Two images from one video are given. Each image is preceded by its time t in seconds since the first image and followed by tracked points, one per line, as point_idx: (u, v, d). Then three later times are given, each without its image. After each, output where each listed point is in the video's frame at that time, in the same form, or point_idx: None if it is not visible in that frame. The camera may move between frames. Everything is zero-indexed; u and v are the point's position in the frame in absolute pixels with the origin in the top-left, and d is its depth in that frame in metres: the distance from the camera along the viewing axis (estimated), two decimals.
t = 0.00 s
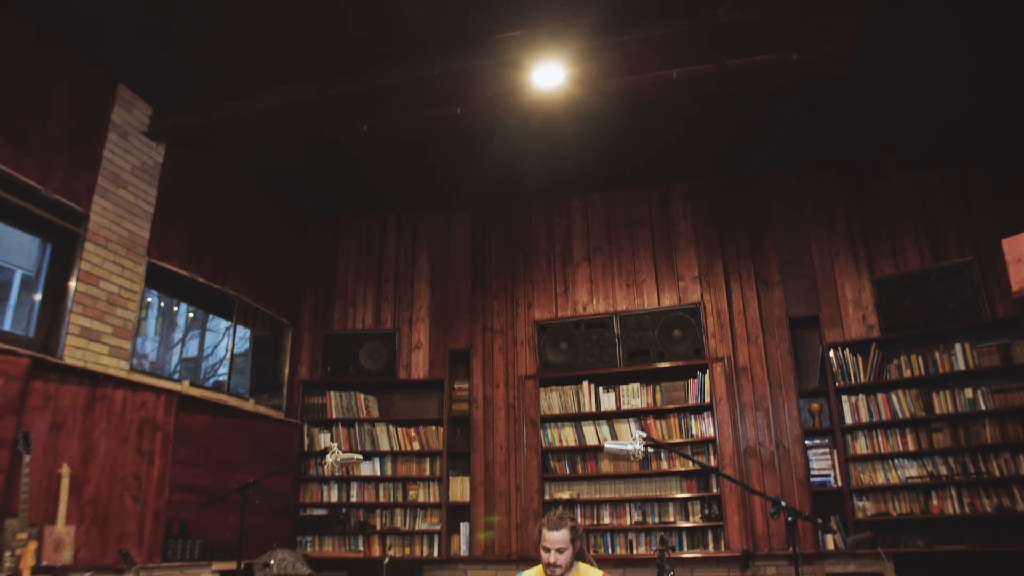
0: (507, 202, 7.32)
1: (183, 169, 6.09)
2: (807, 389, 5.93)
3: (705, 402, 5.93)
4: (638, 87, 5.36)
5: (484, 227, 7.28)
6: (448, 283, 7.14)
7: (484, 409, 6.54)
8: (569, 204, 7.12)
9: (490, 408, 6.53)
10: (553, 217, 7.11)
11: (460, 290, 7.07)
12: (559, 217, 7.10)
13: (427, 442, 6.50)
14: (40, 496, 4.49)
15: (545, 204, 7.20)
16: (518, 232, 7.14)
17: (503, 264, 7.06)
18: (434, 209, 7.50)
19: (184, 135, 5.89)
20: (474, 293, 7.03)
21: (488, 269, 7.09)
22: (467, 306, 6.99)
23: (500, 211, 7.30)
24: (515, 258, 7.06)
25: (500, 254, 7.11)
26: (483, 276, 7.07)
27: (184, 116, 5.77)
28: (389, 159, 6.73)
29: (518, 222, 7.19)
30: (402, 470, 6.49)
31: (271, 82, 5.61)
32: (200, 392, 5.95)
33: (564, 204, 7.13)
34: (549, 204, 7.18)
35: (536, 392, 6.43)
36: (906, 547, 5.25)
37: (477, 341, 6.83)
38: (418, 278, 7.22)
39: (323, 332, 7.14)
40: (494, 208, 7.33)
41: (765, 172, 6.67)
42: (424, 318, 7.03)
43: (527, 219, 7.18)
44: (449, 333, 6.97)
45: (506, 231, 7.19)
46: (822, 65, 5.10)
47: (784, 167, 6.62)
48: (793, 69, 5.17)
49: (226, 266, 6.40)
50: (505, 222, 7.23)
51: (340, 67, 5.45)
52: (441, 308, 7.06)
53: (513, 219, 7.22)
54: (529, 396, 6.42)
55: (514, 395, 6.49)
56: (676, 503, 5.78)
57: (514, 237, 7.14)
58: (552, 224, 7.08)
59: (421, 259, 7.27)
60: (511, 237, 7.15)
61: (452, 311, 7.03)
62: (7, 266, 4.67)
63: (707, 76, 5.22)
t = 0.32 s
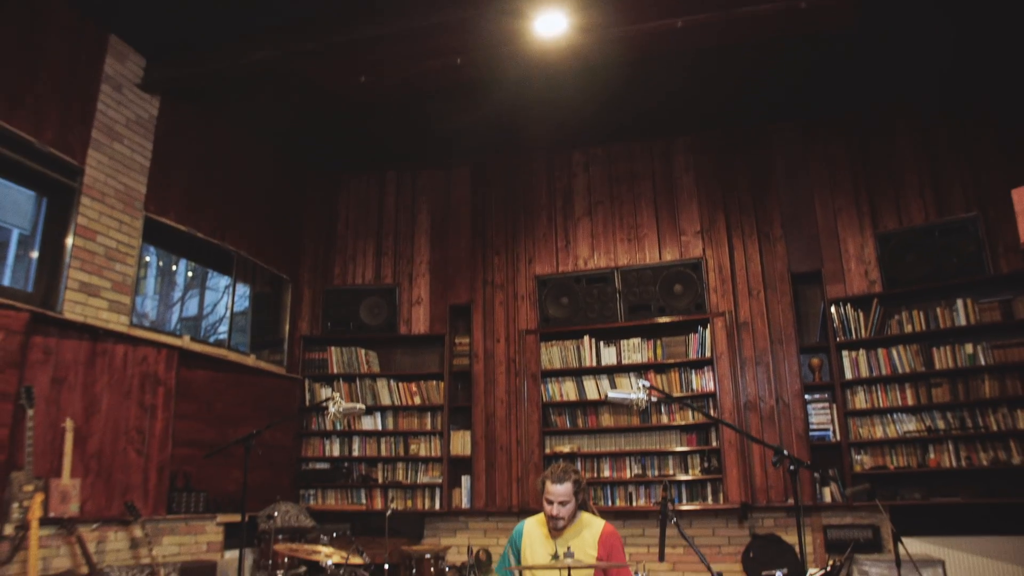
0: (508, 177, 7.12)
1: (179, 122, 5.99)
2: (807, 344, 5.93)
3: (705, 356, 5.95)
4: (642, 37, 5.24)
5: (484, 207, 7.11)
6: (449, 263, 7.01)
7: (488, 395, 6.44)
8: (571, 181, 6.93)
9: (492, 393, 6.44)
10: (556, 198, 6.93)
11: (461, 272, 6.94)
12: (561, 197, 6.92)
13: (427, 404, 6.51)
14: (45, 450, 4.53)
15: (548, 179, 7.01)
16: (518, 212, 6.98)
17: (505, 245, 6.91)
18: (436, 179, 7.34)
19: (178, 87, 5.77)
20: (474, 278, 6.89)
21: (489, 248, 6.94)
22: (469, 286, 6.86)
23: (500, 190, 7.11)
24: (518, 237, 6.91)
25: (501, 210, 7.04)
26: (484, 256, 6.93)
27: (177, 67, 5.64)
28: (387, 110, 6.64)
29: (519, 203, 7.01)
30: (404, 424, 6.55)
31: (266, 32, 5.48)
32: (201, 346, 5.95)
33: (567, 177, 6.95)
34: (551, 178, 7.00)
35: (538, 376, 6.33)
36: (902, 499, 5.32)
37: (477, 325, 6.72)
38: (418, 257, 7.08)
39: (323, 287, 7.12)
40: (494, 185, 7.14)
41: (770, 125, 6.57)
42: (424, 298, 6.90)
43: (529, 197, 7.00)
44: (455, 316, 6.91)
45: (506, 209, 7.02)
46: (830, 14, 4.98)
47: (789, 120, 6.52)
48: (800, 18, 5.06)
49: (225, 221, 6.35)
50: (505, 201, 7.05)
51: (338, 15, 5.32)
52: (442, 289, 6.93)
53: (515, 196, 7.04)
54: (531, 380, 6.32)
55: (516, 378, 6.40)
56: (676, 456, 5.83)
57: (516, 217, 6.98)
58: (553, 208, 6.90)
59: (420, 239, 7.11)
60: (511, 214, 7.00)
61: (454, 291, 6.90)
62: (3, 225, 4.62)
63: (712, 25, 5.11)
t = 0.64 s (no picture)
0: (508, 179, 6.91)
1: (173, 80, 5.87)
2: (808, 307, 5.92)
3: (706, 318, 5.95)
4: None
5: (484, 211, 6.90)
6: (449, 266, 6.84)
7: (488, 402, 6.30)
8: (572, 184, 6.72)
9: (493, 403, 6.32)
10: (559, 204, 6.72)
11: (462, 273, 6.81)
12: (564, 200, 6.73)
13: (426, 376, 6.48)
14: (45, 411, 4.54)
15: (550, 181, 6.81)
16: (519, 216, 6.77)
17: (507, 250, 6.72)
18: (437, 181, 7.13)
19: (171, 45, 5.65)
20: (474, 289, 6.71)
21: (487, 246, 6.76)
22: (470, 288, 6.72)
23: (500, 192, 6.90)
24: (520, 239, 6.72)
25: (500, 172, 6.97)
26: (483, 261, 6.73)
27: (169, 23, 5.50)
28: (385, 68, 6.54)
29: (520, 206, 6.82)
30: (404, 386, 6.56)
31: None
32: (200, 309, 5.93)
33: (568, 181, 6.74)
34: (553, 181, 6.79)
35: (542, 390, 6.23)
36: (900, 461, 5.35)
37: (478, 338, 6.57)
38: (416, 261, 6.88)
39: (322, 250, 7.07)
40: (494, 186, 6.93)
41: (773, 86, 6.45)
42: (423, 302, 6.73)
43: (530, 200, 6.80)
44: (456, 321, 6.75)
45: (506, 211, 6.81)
46: None
47: (793, 80, 6.41)
48: None
49: (222, 183, 6.29)
50: (504, 204, 6.85)
51: None
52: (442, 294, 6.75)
53: (515, 196, 6.84)
54: (534, 392, 6.21)
55: (517, 385, 6.28)
56: (676, 418, 5.86)
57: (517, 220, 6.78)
58: (555, 215, 6.70)
59: (420, 241, 6.90)
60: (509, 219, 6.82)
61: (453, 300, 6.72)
62: None
63: None
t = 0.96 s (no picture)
0: (508, 177, 6.72)
1: (163, 31, 5.72)
2: (808, 265, 5.90)
3: (706, 275, 5.92)
4: None
5: (484, 211, 6.67)
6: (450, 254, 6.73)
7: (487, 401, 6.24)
8: (572, 184, 6.48)
9: (492, 403, 6.25)
10: (559, 204, 6.47)
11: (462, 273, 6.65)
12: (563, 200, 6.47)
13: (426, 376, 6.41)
14: (42, 368, 4.52)
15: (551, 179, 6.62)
16: (518, 215, 6.54)
17: (507, 249, 6.50)
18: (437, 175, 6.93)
19: None
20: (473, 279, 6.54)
21: (487, 244, 6.55)
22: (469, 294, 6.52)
23: (500, 192, 6.69)
24: (520, 238, 6.49)
25: (499, 128, 6.86)
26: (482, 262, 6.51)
27: None
28: (382, 21, 6.38)
29: (520, 206, 6.60)
30: (402, 343, 6.55)
31: None
32: (196, 265, 5.89)
33: (568, 179, 6.53)
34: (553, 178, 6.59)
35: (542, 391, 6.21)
36: (897, 418, 5.37)
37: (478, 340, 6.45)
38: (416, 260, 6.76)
39: (319, 207, 7.00)
40: (495, 186, 6.72)
41: (777, 39, 6.31)
42: (423, 302, 6.53)
43: (530, 199, 6.58)
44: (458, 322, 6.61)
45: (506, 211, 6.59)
46: None
47: (798, 34, 6.27)
48: None
49: (215, 137, 6.20)
50: (504, 203, 6.64)
51: None
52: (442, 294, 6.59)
53: (515, 196, 6.63)
54: (534, 392, 6.18)
55: (517, 385, 6.21)
56: (674, 375, 5.87)
57: (517, 219, 6.55)
58: (554, 214, 6.43)
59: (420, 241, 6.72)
60: (509, 216, 6.59)
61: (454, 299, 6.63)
62: None
63: None
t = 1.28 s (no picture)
0: (508, 177, 6.59)
1: None
2: (808, 236, 5.86)
3: (706, 246, 5.87)
4: None
5: (484, 212, 6.55)
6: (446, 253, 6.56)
7: (486, 401, 6.11)
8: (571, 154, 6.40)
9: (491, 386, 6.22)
10: (559, 205, 6.34)
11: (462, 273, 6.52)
12: (563, 200, 6.33)
13: (426, 376, 6.30)
14: (34, 338, 4.46)
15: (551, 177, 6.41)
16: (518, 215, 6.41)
17: (507, 249, 6.39)
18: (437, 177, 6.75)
19: None
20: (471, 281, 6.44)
21: (487, 244, 6.44)
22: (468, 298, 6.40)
23: (500, 192, 6.57)
24: (520, 238, 6.36)
25: (496, 96, 6.76)
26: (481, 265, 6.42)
27: None
28: None
29: (520, 207, 6.46)
30: (399, 314, 6.49)
31: None
32: (189, 235, 5.84)
33: (568, 178, 6.32)
34: (553, 178, 6.39)
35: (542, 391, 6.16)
36: (896, 389, 5.37)
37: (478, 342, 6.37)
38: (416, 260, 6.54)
39: (314, 176, 6.92)
40: (495, 185, 6.60)
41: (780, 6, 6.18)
42: (422, 302, 6.40)
43: (530, 200, 6.44)
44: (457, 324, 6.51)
45: (505, 212, 6.46)
46: None
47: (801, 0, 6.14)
48: None
49: (208, 105, 6.11)
50: (504, 203, 6.51)
51: None
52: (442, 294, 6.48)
53: (515, 196, 6.50)
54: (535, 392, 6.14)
55: (517, 385, 6.15)
56: (672, 346, 5.84)
57: (517, 219, 6.42)
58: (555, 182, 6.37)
59: (420, 241, 6.56)
60: (508, 216, 6.46)
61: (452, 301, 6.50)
62: None
63: None
